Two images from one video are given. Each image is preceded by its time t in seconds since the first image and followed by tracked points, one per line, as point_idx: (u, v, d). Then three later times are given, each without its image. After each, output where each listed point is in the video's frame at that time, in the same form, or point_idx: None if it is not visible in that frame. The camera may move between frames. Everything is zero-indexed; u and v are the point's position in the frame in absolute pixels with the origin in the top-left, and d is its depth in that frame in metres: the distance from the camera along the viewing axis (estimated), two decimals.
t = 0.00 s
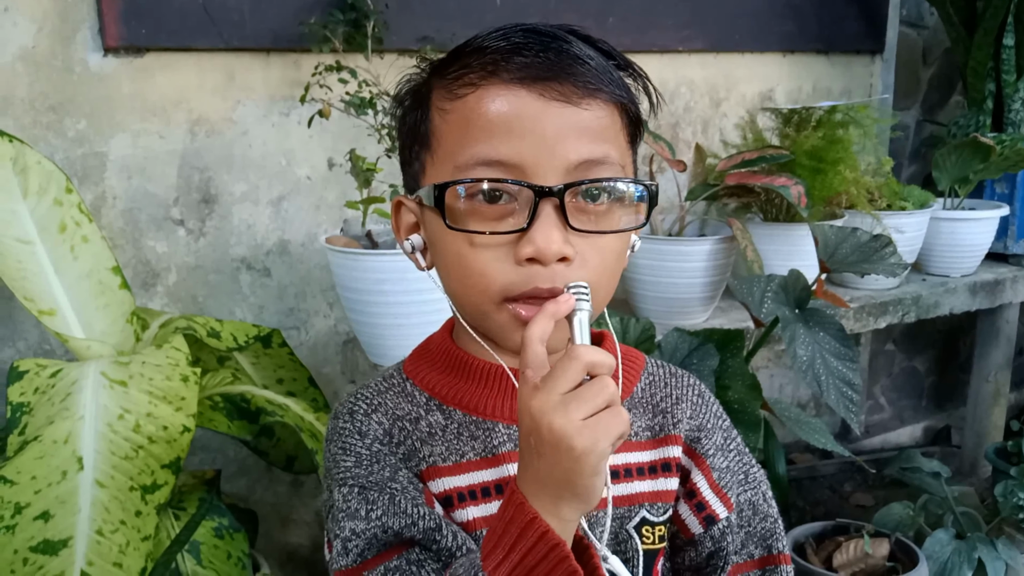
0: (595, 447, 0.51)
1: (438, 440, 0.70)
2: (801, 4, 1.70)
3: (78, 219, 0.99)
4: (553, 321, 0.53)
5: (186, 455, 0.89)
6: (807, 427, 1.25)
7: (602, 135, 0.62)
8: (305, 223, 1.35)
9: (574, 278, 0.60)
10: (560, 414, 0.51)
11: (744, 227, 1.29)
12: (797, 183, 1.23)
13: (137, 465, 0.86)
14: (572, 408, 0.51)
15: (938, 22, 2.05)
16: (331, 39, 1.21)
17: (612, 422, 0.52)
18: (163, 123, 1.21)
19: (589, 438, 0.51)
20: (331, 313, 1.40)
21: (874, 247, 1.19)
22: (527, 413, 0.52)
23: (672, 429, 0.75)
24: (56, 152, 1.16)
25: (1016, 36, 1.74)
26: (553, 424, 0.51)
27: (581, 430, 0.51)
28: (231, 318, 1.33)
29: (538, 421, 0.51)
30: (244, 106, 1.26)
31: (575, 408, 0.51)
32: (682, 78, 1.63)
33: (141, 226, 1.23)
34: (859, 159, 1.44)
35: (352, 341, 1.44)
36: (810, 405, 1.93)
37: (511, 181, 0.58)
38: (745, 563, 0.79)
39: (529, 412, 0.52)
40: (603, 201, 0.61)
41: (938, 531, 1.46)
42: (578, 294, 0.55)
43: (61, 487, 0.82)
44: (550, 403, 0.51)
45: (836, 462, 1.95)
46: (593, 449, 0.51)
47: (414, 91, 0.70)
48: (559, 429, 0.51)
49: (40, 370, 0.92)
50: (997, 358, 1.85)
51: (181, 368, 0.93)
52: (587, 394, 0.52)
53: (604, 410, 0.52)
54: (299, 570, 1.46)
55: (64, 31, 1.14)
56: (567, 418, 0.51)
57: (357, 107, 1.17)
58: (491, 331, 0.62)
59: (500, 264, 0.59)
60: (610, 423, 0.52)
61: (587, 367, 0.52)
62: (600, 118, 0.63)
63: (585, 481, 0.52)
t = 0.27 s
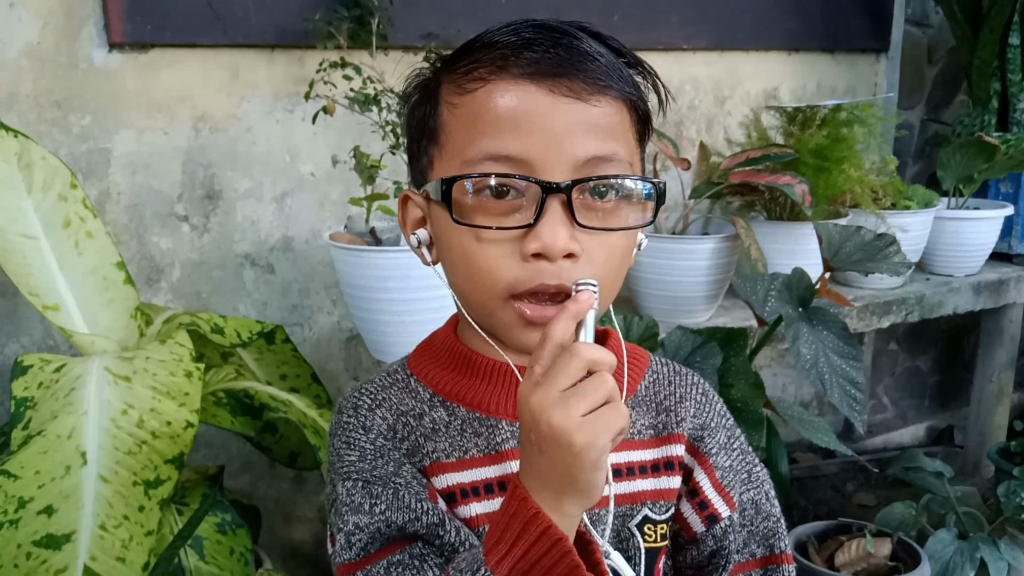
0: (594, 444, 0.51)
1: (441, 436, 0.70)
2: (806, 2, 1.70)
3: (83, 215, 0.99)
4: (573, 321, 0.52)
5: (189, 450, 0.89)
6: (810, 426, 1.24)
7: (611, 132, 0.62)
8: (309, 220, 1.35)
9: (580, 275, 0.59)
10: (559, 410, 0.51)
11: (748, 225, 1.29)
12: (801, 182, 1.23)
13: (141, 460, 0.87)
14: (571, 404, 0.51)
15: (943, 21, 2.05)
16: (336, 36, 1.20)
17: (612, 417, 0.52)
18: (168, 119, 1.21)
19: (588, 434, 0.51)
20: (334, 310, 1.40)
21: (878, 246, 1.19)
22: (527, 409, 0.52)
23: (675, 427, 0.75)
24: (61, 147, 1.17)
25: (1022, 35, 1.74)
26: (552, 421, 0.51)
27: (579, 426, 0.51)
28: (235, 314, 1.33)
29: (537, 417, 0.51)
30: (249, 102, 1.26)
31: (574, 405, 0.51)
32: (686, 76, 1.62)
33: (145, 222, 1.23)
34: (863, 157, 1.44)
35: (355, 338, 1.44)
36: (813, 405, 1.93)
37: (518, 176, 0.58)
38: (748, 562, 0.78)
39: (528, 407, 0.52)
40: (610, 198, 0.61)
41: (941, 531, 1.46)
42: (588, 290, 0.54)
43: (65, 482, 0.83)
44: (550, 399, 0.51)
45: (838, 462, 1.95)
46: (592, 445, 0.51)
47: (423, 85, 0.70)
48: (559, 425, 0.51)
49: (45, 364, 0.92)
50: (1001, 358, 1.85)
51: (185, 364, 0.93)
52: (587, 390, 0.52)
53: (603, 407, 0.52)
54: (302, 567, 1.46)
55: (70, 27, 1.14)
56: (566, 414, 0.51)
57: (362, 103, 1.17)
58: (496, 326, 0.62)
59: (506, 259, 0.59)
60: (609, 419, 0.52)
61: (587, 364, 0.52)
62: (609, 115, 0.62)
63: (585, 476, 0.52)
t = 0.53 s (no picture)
0: (584, 455, 0.51)
1: (441, 434, 0.70)
2: (805, 5, 1.70)
3: (80, 215, 0.99)
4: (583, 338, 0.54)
5: (186, 450, 0.89)
6: (808, 427, 1.24)
7: (608, 137, 0.62)
8: (307, 221, 1.35)
9: (577, 282, 0.60)
10: (550, 419, 0.51)
11: (746, 227, 1.29)
12: (799, 184, 1.23)
13: (138, 460, 0.87)
14: (563, 414, 0.51)
15: (941, 24, 2.05)
16: (334, 37, 1.21)
17: (603, 426, 0.52)
18: (165, 119, 1.21)
19: (577, 446, 0.51)
20: (332, 310, 1.41)
21: (875, 248, 1.19)
22: (520, 415, 0.52)
23: (674, 429, 0.75)
24: (59, 147, 1.17)
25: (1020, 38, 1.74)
26: (543, 430, 0.51)
27: (569, 437, 0.51)
28: (233, 315, 1.33)
29: (529, 425, 0.52)
30: (247, 103, 1.26)
31: (565, 414, 0.51)
32: (684, 78, 1.63)
33: (143, 222, 1.23)
34: (861, 160, 1.44)
35: (353, 339, 1.44)
36: (811, 406, 1.93)
37: (515, 184, 0.58)
38: (748, 564, 0.79)
39: (521, 413, 0.52)
40: (608, 204, 0.61)
41: (938, 533, 1.46)
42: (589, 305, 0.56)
43: (61, 482, 0.82)
44: (542, 406, 0.52)
45: (836, 463, 1.96)
46: (581, 456, 0.51)
47: (422, 88, 0.70)
48: (550, 434, 0.51)
49: (42, 364, 0.92)
50: (999, 360, 1.85)
51: (182, 364, 0.93)
52: (578, 400, 0.51)
53: (595, 417, 0.52)
54: (298, 568, 1.46)
55: (68, 27, 1.14)
56: (557, 423, 0.51)
57: (360, 104, 1.17)
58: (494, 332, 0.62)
59: (503, 266, 0.59)
60: (600, 429, 0.52)
61: (584, 373, 0.52)
62: (606, 120, 0.62)
63: (577, 485, 0.52)
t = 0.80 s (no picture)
0: (572, 465, 0.51)
1: (440, 434, 0.70)
2: (806, 9, 1.71)
3: (82, 217, 0.99)
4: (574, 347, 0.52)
5: (186, 453, 0.89)
6: (808, 431, 1.24)
7: (611, 148, 0.62)
8: (308, 223, 1.35)
9: (577, 292, 0.60)
10: (538, 429, 0.51)
11: (747, 231, 1.29)
12: (799, 188, 1.23)
13: (137, 462, 0.87)
14: (550, 424, 0.51)
15: (943, 28, 2.06)
16: (335, 39, 1.22)
17: (592, 434, 0.52)
18: (167, 121, 1.21)
19: (564, 456, 0.51)
20: (333, 313, 1.41)
21: (876, 252, 1.19)
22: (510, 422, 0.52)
23: (676, 431, 0.75)
24: (61, 149, 1.17)
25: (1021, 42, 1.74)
26: (531, 440, 0.51)
27: (556, 447, 0.51)
28: (233, 317, 1.33)
29: (518, 433, 0.52)
30: (249, 105, 1.26)
31: (553, 424, 0.51)
32: (685, 82, 1.63)
33: (144, 224, 1.23)
34: (861, 164, 1.44)
35: (353, 341, 1.44)
36: (811, 410, 1.93)
37: (517, 198, 0.59)
38: (751, 568, 0.78)
39: (511, 420, 0.52)
40: (609, 216, 0.61)
41: (938, 537, 1.46)
42: (578, 311, 0.55)
43: (61, 484, 0.82)
44: (531, 415, 0.51)
45: (836, 467, 1.95)
46: (569, 467, 0.51)
47: (426, 92, 0.70)
48: (538, 445, 0.51)
49: (43, 366, 0.92)
50: (999, 364, 1.85)
51: (183, 366, 0.93)
52: (566, 409, 0.51)
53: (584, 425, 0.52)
54: (298, 570, 1.46)
55: (70, 29, 1.14)
56: (544, 433, 0.51)
57: (362, 107, 1.17)
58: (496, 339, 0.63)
59: (504, 276, 0.59)
60: (587, 438, 0.51)
61: (573, 380, 0.52)
62: (609, 131, 0.62)
63: (567, 493, 0.52)
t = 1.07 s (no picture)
0: (579, 468, 0.50)
1: (444, 432, 0.70)
2: (809, 8, 1.70)
3: (84, 214, 0.99)
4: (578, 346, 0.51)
5: (187, 450, 0.89)
6: (810, 431, 1.24)
7: (614, 139, 0.62)
8: (311, 221, 1.35)
9: (582, 285, 0.59)
10: (544, 432, 0.50)
11: (749, 230, 1.29)
12: (802, 187, 1.22)
13: (139, 460, 0.87)
14: (556, 427, 0.50)
15: (946, 28, 2.05)
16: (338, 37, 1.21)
17: (599, 436, 0.50)
18: (170, 118, 1.21)
19: (571, 459, 0.50)
20: (334, 311, 1.41)
21: (879, 252, 1.18)
22: (517, 424, 0.52)
23: (681, 430, 0.75)
24: (63, 147, 1.17)
25: None
26: (537, 443, 0.50)
27: (563, 451, 0.50)
28: (235, 314, 1.33)
29: (525, 436, 0.51)
30: (251, 103, 1.26)
31: (559, 428, 0.50)
32: (688, 81, 1.63)
33: (147, 222, 1.24)
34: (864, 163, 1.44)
35: (355, 339, 1.44)
36: (813, 409, 1.93)
37: (522, 188, 0.58)
38: (756, 567, 0.78)
39: (518, 423, 0.52)
40: (615, 207, 0.61)
41: (940, 537, 1.46)
42: (582, 307, 0.54)
43: (64, 481, 0.83)
44: (537, 418, 0.51)
45: (838, 467, 1.95)
46: (577, 470, 0.50)
47: (429, 89, 0.70)
48: (544, 448, 0.50)
49: (45, 363, 0.92)
50: (1001, 365, 1.85)
51: (184, 364, 0.93)
52: (572, 411, 0.50)
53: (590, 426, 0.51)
54: (299, 568, 1.46)
55: (73, 27, 1.14)
56: (550, 437, 0.50)
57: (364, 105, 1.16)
58: (500, 335, 0.62)
59: (509, 269, 0.59)
60: (594, 441, 0.50)
61: (578, 381, 0.50)
62: (613, 122, 0.62)
63: (576, 496, 0.52)
